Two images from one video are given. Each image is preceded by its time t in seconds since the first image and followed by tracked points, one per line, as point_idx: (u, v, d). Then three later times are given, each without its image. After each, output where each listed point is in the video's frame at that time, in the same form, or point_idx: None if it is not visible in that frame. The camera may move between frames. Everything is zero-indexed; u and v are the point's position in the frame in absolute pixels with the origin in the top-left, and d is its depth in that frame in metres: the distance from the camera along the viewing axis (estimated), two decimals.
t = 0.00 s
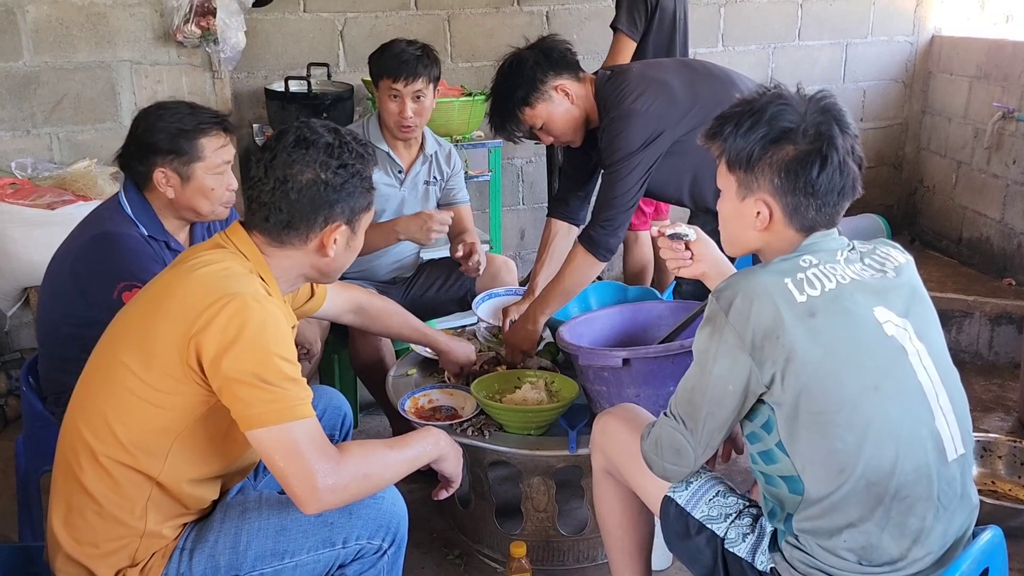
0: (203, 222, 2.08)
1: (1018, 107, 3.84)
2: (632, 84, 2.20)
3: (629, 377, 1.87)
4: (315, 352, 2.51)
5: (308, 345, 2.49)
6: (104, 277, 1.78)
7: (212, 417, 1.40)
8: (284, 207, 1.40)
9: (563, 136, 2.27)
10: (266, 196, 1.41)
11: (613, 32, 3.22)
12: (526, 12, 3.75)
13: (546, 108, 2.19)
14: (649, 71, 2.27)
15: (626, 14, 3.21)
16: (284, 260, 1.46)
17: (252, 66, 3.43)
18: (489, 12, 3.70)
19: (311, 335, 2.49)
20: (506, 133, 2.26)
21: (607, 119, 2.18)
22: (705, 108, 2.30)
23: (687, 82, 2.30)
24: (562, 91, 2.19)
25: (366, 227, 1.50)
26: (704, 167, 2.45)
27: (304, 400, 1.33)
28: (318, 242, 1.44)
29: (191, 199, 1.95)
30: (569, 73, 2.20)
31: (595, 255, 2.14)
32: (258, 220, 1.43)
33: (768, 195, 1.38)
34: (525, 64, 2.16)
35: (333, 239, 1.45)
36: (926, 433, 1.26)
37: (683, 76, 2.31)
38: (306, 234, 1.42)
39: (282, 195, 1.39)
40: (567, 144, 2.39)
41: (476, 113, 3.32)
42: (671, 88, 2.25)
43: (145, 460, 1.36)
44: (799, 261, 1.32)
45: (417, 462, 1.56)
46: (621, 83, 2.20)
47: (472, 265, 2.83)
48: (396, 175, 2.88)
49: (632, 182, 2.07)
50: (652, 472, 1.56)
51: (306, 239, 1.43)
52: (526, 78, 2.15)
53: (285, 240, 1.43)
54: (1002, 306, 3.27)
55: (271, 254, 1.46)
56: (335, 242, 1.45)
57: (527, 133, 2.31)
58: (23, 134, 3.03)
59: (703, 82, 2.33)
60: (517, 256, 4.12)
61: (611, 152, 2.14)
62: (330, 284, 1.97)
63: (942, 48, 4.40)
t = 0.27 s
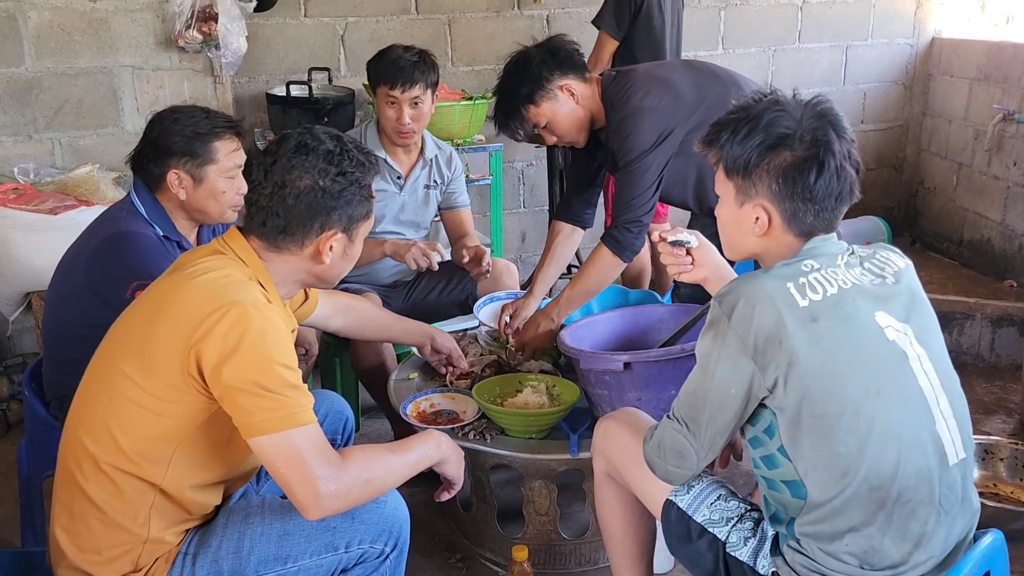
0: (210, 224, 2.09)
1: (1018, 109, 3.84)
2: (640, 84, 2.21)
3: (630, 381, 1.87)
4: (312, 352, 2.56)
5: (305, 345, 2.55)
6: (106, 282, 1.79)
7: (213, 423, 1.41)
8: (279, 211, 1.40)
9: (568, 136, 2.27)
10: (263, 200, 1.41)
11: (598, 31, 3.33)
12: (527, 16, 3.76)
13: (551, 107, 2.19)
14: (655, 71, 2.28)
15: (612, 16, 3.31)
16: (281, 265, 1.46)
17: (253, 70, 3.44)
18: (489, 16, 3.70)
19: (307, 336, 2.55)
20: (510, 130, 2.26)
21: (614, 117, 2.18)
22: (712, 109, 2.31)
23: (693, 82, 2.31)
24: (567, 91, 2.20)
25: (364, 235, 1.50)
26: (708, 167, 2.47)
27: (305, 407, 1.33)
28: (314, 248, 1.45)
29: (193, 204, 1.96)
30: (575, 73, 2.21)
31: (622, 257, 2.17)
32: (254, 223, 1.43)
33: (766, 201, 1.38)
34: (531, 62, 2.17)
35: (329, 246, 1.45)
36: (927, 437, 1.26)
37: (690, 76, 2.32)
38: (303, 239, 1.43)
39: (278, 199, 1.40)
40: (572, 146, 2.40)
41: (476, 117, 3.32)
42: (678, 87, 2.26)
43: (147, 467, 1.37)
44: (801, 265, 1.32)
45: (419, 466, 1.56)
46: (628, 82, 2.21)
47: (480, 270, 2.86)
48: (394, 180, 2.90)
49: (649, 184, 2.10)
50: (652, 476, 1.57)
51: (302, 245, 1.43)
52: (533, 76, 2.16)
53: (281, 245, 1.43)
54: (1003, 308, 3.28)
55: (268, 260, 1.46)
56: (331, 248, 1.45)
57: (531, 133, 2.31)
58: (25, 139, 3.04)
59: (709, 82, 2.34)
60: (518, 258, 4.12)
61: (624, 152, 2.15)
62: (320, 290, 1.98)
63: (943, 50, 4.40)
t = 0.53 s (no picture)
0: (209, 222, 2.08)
1: (1016, 106, 3.84)
2: (646, 79, 2.20)
3: (628, 378, 1.87)
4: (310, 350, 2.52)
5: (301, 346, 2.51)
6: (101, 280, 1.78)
7: (200, 422, 1.40)
8: (258, 199, 1.39)
9: (571, 129, 2.27)
10: (242, 187, 1.40)
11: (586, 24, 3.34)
12: (524, 13, 3.75)
13: (555, 99, 2.18)
14: (660, 65, 2.27)
15: (599, 9, 3.32)
16: (261, 255, 1.44)
17: (250, 68, 3.43)
18: (487, 13, 3.70)
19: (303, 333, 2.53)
20: (512, 122, 2.26)
21: (621, 112, 2.18)
22: (717, 104, 2.31)
23: (698, 77, 2.30)
24: (572, 84, 2.19)
25: (344, 227, 1.48)
26: (711, 161, 2.48)
27: (294, 405, 1.33)
28: (293, 237, 1.43)
29: (189, 202, 1.95)
30: (579, 66, 2.21)
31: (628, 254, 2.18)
32: (232, 212, 1.42)
33: (765, 195, 1.38)
34: (537, 53, 2.16)
35: (308, 235, 1.43)
36: (926, 434, 1.26)
37: (694, 71, 2.31)
38: (281, 228, 1.41)
39: (256, 186, 1.39)
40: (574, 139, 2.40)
41: (474, 115, 3.31)
42: (684, 82, 2.26)
43: (136, 470, 1.36)
44: (800, 261, 1.32)
45: (415, 463, 1.55)
46: (633, 77, 2.21)
47: (477, 270, 2.85)
48: (389, 178, 2.88)
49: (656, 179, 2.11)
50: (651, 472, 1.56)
51: (281, 234, 1.42)
52: (537, 68, 2.16)
53: (260, 233, 1.41)
54: (1002, 305, 3.27)
55: (247, 252, 1.44)
56: (310, 238, 1.43)
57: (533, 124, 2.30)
58: (21, 138, 3.04)
59: (714, 77, 2.34)
60: (516, 256, 4.12)
61: (631, 147, 2.15)
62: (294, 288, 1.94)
63: (941, 47, 4.40)
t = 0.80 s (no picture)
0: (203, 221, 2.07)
1: (1010, 103, 3.84)
2: (645, 70, 2.20)
3: (623, 375, 1.87)
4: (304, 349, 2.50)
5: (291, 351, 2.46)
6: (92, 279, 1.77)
7: (171, 426, 1.38)
8: (213, 190, 1.34)
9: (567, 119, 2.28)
10: (198, 178, 1.35)
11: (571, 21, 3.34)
12: (519, 11, 3.75)
13: (546, 88, 2.19)
14: (658, 56, 2.27)
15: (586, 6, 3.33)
16: (221, 249, 1.40)
17: (244, 66, 3.42)
18: (481, 11, 3.69)
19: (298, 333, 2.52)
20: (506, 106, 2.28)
21: (620, 102, 2.17)
22: (715, 96, 2.31)
23: (696, 68, 2.31)
24: (565, 75, 2.19)
25: (307, 214, 1.42)
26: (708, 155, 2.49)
27: (268, 406, 1.32)
28: (252, 228, 1.37)
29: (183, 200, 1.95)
30: (576, 58, 2.19)
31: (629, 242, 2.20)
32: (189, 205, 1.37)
33: (761, 191, 1.38)
34: (533, 41, 2.15)
35: (268, 225, 1.37)
36: (920, 431, 1.26)
37: (693, 62, 2.32)
38: (238, 220, 1.36)
39: (210, 175, 1.34)
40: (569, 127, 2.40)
41: (468, 113, 3.31)
42: (682, 73, 2.26)
43: (110, 480, 1.34)
44: (795, 257, 1.31)
45: (407, 462, 1.55)
46: (631, 68, 2.20)
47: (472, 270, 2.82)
48: (383, 177, 2.86)
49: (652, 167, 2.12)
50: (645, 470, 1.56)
51: (239, 226, 1.36)
52: (535, 55, 2.15)
53: (217, 225, 1.36)
54: (996, 302, 3.28)
55: (207, 247, 1.40)
56: (270, 228, 1.38)
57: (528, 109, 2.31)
58: (14, 137, 3.03)
59: (712, 69, 2.34)
60: (511, 255, 4.12)
61: (632, 135, 2.14)
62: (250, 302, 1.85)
63: (935, 44, 4.40)
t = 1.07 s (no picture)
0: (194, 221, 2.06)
1: (1001, 101, 3.85)
2: (648, 51, 2.21)
3: (614, 374, 1.86)
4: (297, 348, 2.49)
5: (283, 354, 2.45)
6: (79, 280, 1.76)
7: (143, 433, 1.37)
8: (169, 190, 1.32)
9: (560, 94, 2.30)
10: (155, 178, 1.34)
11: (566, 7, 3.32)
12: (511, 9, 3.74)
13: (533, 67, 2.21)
14: (658, 40, 2.27)
15: None
16: (185, 251, 1.38)
17: (234, 65, 3.41)
18: (473, 9, 3.68)
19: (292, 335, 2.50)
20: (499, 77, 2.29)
21: (620, 83, 2.19)
22: (713, 80, 2.33)
23: (695, 53, 2.32)
24: (555, 58, 2.19)
25: (271, 215, 1.41)
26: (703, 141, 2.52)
27: (243, 410, 1.31)
28: (213, 230, 1.36)
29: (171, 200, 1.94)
30: (569, 41, 2.18)
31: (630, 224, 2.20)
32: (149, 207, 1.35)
33: (754, 189, 1.37)
34: (527, 20, 2.15)
35: (228, 227, 1.36)
36: (909, 429, 1.26)
37: (691, 46, 2.33)
38: (198, 221, 1.34)
39: (166, 176, 1.33)
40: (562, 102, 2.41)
41: (460, 111, 3.30)
42: (682, 58, 2.27)
43: (84, 492, 1.33)
44: (785, 254, 1.31)
45: (394, 462, 1.55)
46: (631, 49, 2.21)
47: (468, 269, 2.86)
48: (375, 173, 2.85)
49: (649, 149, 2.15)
50: (636, 469, 1.56)
51: (199, 227, 1.35)
52: (526, 29, 2.16)
53: (177, 227, 1.35)
54: (987, 299, 3.29)
55: (171, 252, 1.38)
56: (231, 229, 1.36)
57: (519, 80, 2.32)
58: (3, 136, 3.02)
59: (710, 54, 2.36)
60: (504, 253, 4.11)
61: (637, 116, 2.16)
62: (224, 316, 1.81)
63: (927, 42, 4.41)
